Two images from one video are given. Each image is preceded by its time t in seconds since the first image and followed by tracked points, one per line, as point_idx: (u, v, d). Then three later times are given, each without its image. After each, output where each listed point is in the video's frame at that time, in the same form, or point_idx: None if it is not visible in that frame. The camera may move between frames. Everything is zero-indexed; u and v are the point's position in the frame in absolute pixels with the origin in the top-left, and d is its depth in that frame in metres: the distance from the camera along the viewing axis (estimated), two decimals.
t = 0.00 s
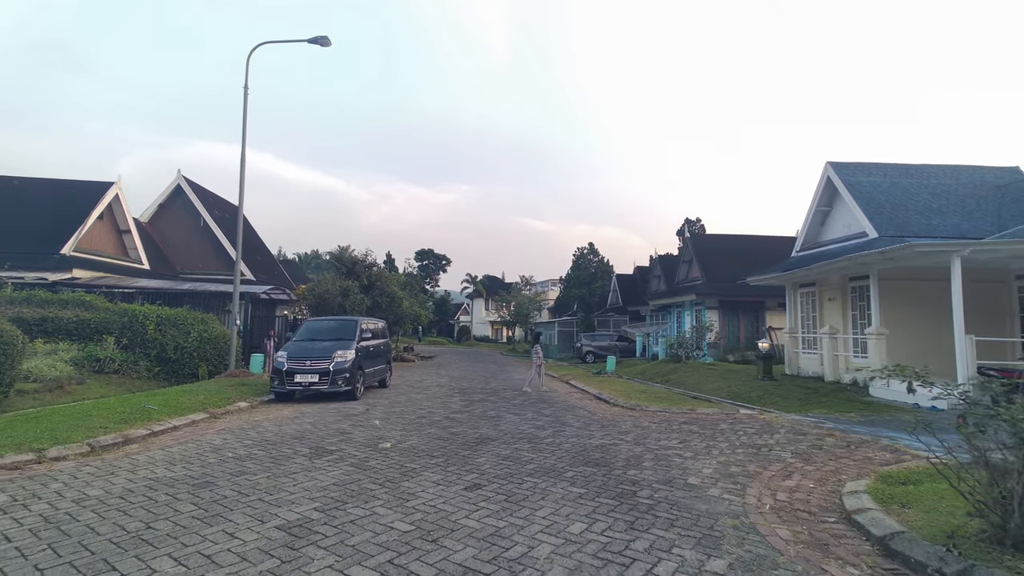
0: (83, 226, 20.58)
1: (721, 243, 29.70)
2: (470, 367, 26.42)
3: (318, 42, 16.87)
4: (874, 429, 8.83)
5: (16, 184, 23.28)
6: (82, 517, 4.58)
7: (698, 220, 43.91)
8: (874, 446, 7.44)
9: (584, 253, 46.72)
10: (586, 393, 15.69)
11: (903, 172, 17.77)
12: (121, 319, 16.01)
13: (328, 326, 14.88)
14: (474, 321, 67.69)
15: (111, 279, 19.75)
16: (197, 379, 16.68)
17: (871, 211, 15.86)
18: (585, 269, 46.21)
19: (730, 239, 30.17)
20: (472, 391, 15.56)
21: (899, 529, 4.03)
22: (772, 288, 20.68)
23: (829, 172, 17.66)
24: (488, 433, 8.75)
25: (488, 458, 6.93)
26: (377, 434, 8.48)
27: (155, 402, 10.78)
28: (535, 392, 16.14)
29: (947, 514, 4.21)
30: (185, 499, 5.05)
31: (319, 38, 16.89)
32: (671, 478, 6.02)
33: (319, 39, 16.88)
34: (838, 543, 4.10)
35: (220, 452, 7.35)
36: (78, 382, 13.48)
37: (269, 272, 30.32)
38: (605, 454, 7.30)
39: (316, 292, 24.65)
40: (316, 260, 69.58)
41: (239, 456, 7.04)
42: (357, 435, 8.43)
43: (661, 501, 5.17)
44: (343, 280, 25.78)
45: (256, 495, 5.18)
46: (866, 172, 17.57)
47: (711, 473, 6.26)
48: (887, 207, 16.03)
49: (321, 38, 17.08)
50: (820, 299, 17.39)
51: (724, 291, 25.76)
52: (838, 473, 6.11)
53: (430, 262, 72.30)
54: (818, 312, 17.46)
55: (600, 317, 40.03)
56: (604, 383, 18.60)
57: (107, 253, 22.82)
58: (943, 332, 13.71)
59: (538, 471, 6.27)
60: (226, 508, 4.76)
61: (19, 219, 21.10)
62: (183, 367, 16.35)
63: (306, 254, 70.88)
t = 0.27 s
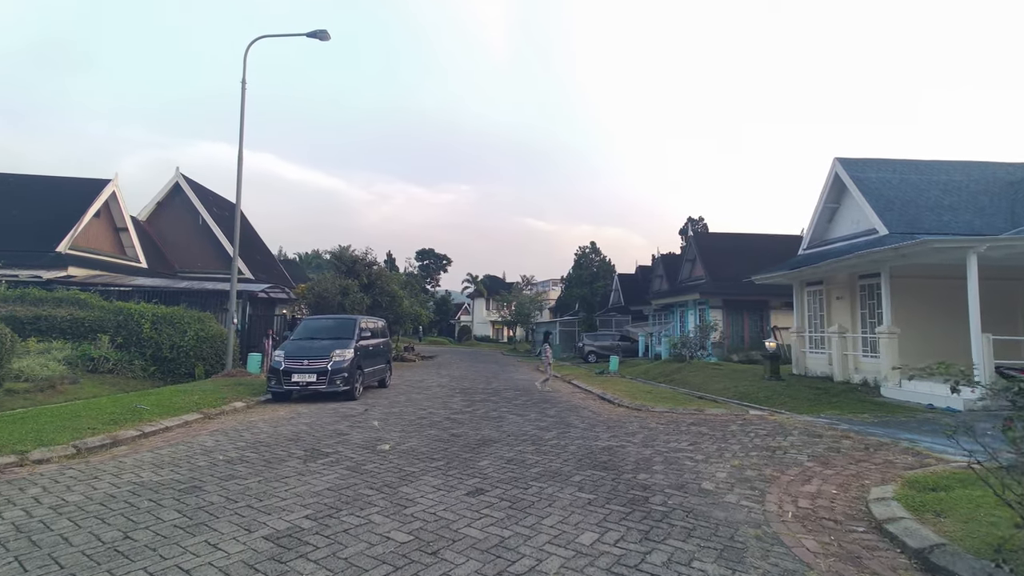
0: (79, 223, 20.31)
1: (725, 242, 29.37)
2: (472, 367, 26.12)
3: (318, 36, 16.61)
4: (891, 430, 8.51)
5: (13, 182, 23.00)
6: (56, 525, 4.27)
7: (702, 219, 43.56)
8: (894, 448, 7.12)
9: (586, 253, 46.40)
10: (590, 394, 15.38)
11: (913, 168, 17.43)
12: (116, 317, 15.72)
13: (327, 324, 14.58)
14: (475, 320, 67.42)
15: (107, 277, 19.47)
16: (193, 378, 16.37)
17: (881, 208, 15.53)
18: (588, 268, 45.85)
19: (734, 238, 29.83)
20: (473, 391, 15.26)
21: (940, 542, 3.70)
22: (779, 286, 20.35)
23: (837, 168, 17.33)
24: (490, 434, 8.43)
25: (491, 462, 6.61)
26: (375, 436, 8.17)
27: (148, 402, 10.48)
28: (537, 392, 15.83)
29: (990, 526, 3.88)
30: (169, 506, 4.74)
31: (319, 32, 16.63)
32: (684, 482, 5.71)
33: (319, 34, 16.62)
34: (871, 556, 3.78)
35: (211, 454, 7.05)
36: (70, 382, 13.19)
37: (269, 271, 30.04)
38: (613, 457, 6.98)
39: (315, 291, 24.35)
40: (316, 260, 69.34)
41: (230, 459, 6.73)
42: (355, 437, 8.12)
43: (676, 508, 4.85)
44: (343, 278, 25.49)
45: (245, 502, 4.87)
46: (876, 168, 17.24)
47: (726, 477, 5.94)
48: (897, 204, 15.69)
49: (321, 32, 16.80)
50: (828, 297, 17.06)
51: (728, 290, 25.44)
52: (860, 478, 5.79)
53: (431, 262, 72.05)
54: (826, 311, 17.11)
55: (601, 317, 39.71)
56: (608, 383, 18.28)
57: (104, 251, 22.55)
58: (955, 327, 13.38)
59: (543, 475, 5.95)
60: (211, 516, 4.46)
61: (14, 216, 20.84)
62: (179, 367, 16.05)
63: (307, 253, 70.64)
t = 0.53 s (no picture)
0: (76, 222, 20.02)
1: (730, 241, 29.00)
2: (473, 367, 25.79)
3: (317, 31, 16.32)
4: (911, 435, 8.15)
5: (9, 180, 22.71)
6: (25, 543, 3.94)
7: (705, 218, 43.17)
8: (919, 456, 6.76)
9: (588, 252, 46.04)
10: (594, 396, 15.03)
11: (924, 165, 17.06)
12: (111, 317, 15.42)
13: (325, 325, 14.26)
14: (476, 320, 67.08)
15: (104, 276, 19.19)
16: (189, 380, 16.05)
17: (893, 205, 15.16)
18: (590, 268, 45.49)
19: (739, 237, 29.46)
20: (474, 393, 14.92)
21: (994, 567, 3.35)
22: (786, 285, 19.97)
23: (846, 165, 16.97)
24: (493, 440, 8.09)
25: (495, 470, 6.27)
26: (373, 441, 7.84)
27: (139, 405, 10.15)
28: (541, 394, 15.49)
29: None
30: (150, 521, 4.41)
31: (318, 27, 16.34)
32: (700, 494, 5.37)
33: (318, 28, 16.32)
34: None
35: (201, 461, 6.71)
36: (63, 383, 12.89)
37: (268, 270, 29.74)
38: (622, 465, 6.63)
39: (315, 291, 24.04)
40: (317, 260, 69.07)
41: (220, 467, 6.39)
42: (352, 442, 7.79)
43: (695, 523, 4.50)
44: (343, 278, 25.17)
45: (231, 516, 4.53)
46: (886, 165, 16.87)
47: (744, 487, 5.60)
48: (909, 201, 15.32)
49: (320, 27, 16.48)
50: (837, 297, 16.68)
51: (733, 289, 25.07)
52: (888, 489, 5.43)
53: (432, 262, 71.73)
54: (835, 311, 16.74)
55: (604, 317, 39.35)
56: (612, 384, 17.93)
57: (101, 250, 22.27)
58: (969, 324, 13.02)
59: (550, 485, 5.61)
60: (194, 533, 4.12)
61: (10, 214, 20.56)
62: (175, 368, 15.73)
63: (307, 253, 70.37)
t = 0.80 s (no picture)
0: (75, 220, 19.80)
1: (736, 240, 28.62)
2: (476, 368, 25.49)
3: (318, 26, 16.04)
4: (935, 440, 7.81)
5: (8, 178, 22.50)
6: None
7: (710, 217, 42.78)
8: (947, 462, 6.43)
9: (592, 252, 45.69)
10: (601, 397, 14.71)
11: (937, 161, 16.69)
12: (109, 317, 15.18)
13: (325, 325, 13.98)
14: (478, 321, 66.76)
15: (103, 276, 18.97)
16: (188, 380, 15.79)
17: (906, 202, 14.79)
18: (593, 267, 45.13)
19: (745, 236, 29.07)
20: (478, 394, 14.61)
21: None
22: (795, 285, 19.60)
23: (857, 162, 16.60)
24: (498, 443, 7.78)
25: (502, 476, 5.96)
26: (374, 445, 7.54)
27: (135, 407, 9.89)
28: (545, 395, 15.18)
29: None
30: (134, 533, 4.11)
31: (318, 22, 16.06)
32: (721, 503, 5.05)
33: (319, 23, 16.05)
34: None
35: (194, 466, 6.42)
36: (59, 384, 12.64)
37: (269, 270, 29.50)
38: (635, 471, 6.31)
39: (316, 290, 23.77)
40: (319, 260, 68.87)
41: (214, 472, 6.10)
42: (353, 446, 7.50)
43: (719, 537, 4.19)
44: (344, 277, 24.89)
45: (221, 528, 4.23)
46: (898, 162, 16.50)
47: (767, 496, 5.28)
48: (923, 198, 14.95)
49: (320, 22, 16.20)
50: (848, 297, 16.31)
51: (740, 289, 24.70)
52: (921, 499, 5.11)
53: (434, 261, 71.42)
54: (846, 311, 16.36)
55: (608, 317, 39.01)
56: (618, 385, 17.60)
57: (100, 249, 22.06)
58: (985, 322, 12.67)
59: (561, 494, 5.30)
60: (180, 547, 3.82)
61: (9, 213, 20.36)
62: (173, 368, 15.48)
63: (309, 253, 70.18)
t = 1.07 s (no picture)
0: (72, 219, 19.53)
1: (741, 240, 28.28)
2: (478, 369, 25.18)
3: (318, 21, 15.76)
4: (960, 446, 7.47)
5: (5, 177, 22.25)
6: None
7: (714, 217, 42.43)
8: (978, 470, 6.10)
9: (594, 252, 45.38)
10: (606, 399, 14.37)
11: (950, 158, 16.35)
12: (105, 317, 14.89)
13: (325, 325, 13.67)
14: (480, 321, 66.48)
15: (100, 275, 18.71)
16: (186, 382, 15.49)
17: (919, 200, 14.45)
18: (596, 268, 44.79)
19: (750, 236, 28.73)
20: (482, 397, 14.28)
21: None
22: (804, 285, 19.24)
23: (868, 159, 16.26)
24: (504, 449, 7.46)
25: (509, 485, 5.63)
26: (375, 451, 7.23)
27: (128, 409, 9.59)
28: (550, 397, 14.86)
29: None
30: (113, 551, 3.79)
31: (319, 17, 15.78)
32: (745, 516, 4.72)
33: (319, 19, 15.77)
34: None
35: (185, 474, 6.10)
36: (52, 386, 12.35)
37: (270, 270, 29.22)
38: (649, 479, 5.98)
39: (317, 291, 23.50)
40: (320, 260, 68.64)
41: (205, 480, 5.79)
42: (353, 452, 7.19)
43: (748, 556, 3.86)
44: (345, 277, 24.61)
45: (207, 545, 3.91)
46: (909, 159, 16.16)
47: (793, 509, 4.95)
48: (936, 196, 14.61)
49: (321, 17, 15.92)
50: (859, 297, 15.95)
51: (746, 289, 24.36)
52: (958, 512, 4.78)
53: (435, 262, 71.14)
54: (856, 312, 16.01)
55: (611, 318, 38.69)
56: (623, 387, 17.27)
57: (98, 248, 21.79)
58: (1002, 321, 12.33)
59: (572, 505, 4.97)
60: (160, 568, 3.50)
61: (6, 212, 20.11)
62: (170, 369, 15.18)
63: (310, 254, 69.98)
